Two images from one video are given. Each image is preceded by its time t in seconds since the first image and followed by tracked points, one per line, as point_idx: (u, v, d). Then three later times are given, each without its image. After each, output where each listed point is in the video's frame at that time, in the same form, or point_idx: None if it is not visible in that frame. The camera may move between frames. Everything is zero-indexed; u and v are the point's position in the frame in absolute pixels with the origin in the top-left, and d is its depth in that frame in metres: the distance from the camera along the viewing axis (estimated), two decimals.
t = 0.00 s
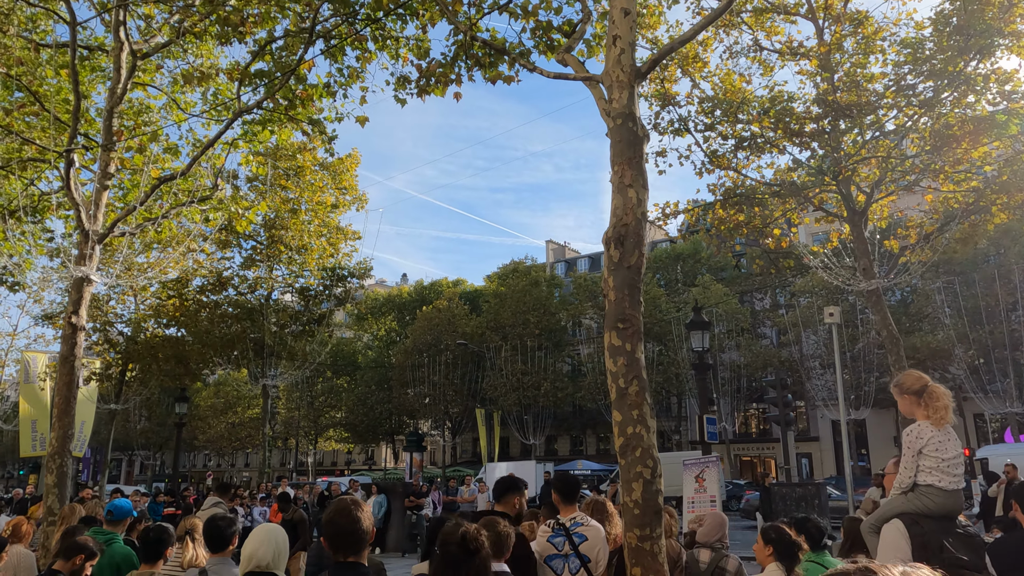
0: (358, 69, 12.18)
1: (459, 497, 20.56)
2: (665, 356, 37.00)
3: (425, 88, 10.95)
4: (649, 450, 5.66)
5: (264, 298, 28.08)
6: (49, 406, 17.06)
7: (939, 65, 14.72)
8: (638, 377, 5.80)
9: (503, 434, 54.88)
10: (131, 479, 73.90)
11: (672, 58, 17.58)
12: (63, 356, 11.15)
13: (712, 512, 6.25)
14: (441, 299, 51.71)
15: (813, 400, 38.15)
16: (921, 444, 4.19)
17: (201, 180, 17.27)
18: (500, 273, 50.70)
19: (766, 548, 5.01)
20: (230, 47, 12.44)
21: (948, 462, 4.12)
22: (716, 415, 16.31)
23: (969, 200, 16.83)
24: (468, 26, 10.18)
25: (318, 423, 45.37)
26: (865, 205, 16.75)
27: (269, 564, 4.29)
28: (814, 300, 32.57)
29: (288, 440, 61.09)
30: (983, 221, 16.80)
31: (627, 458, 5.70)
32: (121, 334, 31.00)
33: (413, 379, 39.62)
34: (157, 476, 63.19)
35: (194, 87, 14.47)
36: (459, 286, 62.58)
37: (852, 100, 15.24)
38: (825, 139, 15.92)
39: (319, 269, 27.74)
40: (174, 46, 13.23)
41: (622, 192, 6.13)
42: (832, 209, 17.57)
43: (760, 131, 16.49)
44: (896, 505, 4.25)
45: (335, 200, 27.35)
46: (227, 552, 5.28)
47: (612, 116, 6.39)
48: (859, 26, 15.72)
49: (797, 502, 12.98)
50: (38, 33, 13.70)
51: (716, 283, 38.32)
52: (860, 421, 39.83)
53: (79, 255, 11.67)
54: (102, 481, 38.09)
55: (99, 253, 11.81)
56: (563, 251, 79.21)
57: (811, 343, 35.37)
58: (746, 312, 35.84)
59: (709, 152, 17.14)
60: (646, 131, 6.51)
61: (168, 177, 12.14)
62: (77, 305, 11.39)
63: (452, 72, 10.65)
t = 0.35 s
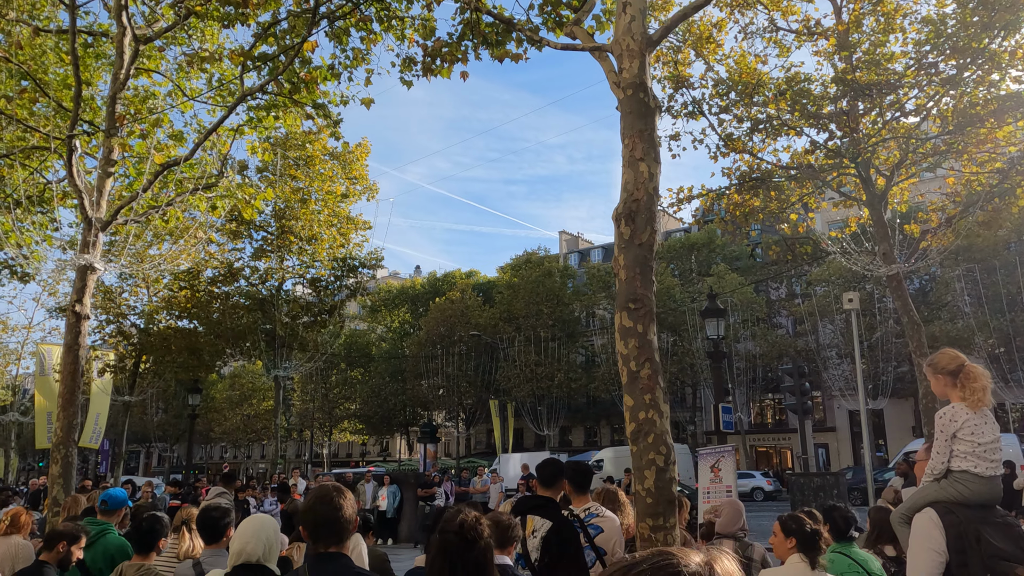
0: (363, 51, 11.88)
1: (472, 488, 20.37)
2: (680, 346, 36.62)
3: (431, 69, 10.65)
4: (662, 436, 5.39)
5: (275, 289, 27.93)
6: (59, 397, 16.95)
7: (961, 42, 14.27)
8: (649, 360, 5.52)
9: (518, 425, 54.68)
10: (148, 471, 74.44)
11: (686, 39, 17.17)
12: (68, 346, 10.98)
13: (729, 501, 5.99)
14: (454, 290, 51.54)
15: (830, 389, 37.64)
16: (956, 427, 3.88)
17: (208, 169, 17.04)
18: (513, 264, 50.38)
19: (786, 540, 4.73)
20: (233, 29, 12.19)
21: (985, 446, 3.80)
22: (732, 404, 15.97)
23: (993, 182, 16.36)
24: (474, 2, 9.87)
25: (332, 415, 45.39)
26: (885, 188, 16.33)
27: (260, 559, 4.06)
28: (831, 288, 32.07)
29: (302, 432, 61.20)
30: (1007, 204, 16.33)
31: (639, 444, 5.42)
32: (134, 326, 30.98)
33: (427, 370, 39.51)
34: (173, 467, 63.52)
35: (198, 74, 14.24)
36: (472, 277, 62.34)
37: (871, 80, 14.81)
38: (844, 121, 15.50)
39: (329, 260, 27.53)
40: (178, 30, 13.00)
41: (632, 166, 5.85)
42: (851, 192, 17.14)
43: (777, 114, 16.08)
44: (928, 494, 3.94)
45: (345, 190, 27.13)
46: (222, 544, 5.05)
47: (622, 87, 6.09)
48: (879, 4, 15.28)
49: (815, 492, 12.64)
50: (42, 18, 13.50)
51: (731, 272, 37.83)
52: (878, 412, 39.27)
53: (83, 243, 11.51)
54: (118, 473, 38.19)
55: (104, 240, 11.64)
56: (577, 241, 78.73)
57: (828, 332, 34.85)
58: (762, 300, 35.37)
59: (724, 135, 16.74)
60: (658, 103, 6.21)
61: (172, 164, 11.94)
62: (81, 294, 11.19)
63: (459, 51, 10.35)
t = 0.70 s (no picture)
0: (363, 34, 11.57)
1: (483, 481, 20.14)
2: (693, 337, 36.20)
3: (433, 52, 10.32)
4: (668, 427, 5.08)
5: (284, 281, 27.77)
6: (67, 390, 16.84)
7: (983, 19, 13.78)
8: (654, 346, 5.21)
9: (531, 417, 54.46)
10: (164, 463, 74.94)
11: (697, 22, 16.72)
12: (66, 337, 10.80)
13: (744, 496, 5.68)
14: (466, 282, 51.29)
15: (846, 379, 37.11)
16: (983, 416, 3.56)
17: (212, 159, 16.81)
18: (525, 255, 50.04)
19: (800, 538, 4.42)
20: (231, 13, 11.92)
21: (1018, 436, 3.47)
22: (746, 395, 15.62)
23: (1015, 165, 15.85)
24: None
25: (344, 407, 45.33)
26: (903, 172, 15.88)
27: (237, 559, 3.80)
28: (847, 277, 31.52)
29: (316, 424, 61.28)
30: None
31: (643, 436, 5.11)
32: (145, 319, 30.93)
33: (439, 362, 39.33)
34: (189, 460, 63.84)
35: (199, 61, 14.00)
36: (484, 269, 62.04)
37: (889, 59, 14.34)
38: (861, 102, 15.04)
39: (339, 251, 27.29)
40: (176, 15, 12.74)
41: (636, 142, 5.53)
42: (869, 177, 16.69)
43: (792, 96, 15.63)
44: (954, 488, 3.62)
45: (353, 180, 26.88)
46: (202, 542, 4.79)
47: (625, 59, 5.76)
48: None
49: (831, 485, 12.29)
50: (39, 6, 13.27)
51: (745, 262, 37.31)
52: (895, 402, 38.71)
53: (80, 232, 11.30)
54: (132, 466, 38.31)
55: (102, 229, 11.43)
56: (590, 232, 78.19)
57: (844, 322, 34.31)
58: (777, 290, 34.87)
59: (737, 119, 16.31)
60: (663, 75, 5.87)
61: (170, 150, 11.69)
62: (79, 284, 11.00)
63: (459, 31, 10.00)
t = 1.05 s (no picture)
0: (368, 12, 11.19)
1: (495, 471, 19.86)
2: (710, 326, 35.67)
3: (439, 27, 9.92)
4: (683, 409, 4.73)
5: (295, 270, 27.53)
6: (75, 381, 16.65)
7: None
8: (669, 323, 4.85)
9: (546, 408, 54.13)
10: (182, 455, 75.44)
11: None
12: (68, 324, 10.59)
13: (769, 484, 5.33)
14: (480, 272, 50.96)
15: (865, 369, 36.47)
16: None
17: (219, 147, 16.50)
18: (540, 246, 49.62)
19: (828, 528, 4.07)
20: None
21: None
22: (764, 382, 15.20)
23: None
24: None
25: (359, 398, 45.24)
26: (927, 151, 15.35)
27: (212, 551, 3.53)
28: (867, 265, 30.86)
29: (332, 416, 61.27)
30: None
31: (657, 419, 4.77)
32: (158, 310, 30.89)
33: (453, 352, 39.10)
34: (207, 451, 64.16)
35: (203, 43, 13.72)
36: (500, 259, 61.80)
37: (913, 34, 13.80)
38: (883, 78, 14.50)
39: (350, 241, 27.01)
40: None
41: (649, 105, 5.17)
42: (891, 156, 16.16)
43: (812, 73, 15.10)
44: (1001, 474, 3.25)
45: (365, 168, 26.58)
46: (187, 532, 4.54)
47: (636, 17, 5.38)
48: None
49: (852, 474, 11.88)
50: None
51: (762, 250, 36.70)
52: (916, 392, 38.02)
53: (82, 217, 11.07)
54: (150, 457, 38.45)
55: (104, 214, 11.18)
56: (605, 223, 77.71)
57: (863, 310, 33.69)
58: (795, 278, 34.28)
59: (754, 99, 15.80)
60: (678, 34, 5.49)
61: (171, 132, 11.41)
62: (81, 270, 10.80)
63: (467, 5, 9.59)
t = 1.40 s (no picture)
0: None
1: (512, 461, 19.52)
2: (732, 315, 35.02)
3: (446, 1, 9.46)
4: (700, 397, 4.33)
5: (310, 260, 27.27)
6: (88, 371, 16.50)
7: None
8: (685, 304, 4.45)
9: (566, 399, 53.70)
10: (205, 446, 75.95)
11: None
12: (71, 313, 10.36)
13: (789, 478, 4.94)
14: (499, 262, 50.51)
15: (892, 357, 35.64)
16: None
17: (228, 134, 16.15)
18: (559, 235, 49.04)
19: (863, 528, 3.66)
20: None
21: None
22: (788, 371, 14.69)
23: None
24: None
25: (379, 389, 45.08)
26: (959, 129, 14.69)
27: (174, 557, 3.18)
28: (893, 251, 30.04)
29: (352, 407, 61.23)
30: None
31: (672, 409, 4.37)
32: (176, 302, 30.80)
33: (472, 343, 38.76)
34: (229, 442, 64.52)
35: (207, 27, 13.41)
36: (518, 249, 61.30)
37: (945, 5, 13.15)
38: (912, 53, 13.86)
39: (365, 230, 26.69)
40: None
41: (663, 67, 4.77)
42: (920, 135, 15.50)
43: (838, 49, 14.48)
44: None
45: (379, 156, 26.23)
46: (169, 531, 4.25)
47: None
48: None
49: (880, 465, 11.40)
50: None
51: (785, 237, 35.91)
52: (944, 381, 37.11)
53: (85, 204, 10.79)
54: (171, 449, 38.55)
55: (107, 201, 10.90)
56: (626, 211, 76.85)
57: (889, 298, 32.88)
58: (819, 265, 33.50)
59: (776, 77, 15.20)
60: None
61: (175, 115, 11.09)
62: (84, 259, 10.54)
63: None
